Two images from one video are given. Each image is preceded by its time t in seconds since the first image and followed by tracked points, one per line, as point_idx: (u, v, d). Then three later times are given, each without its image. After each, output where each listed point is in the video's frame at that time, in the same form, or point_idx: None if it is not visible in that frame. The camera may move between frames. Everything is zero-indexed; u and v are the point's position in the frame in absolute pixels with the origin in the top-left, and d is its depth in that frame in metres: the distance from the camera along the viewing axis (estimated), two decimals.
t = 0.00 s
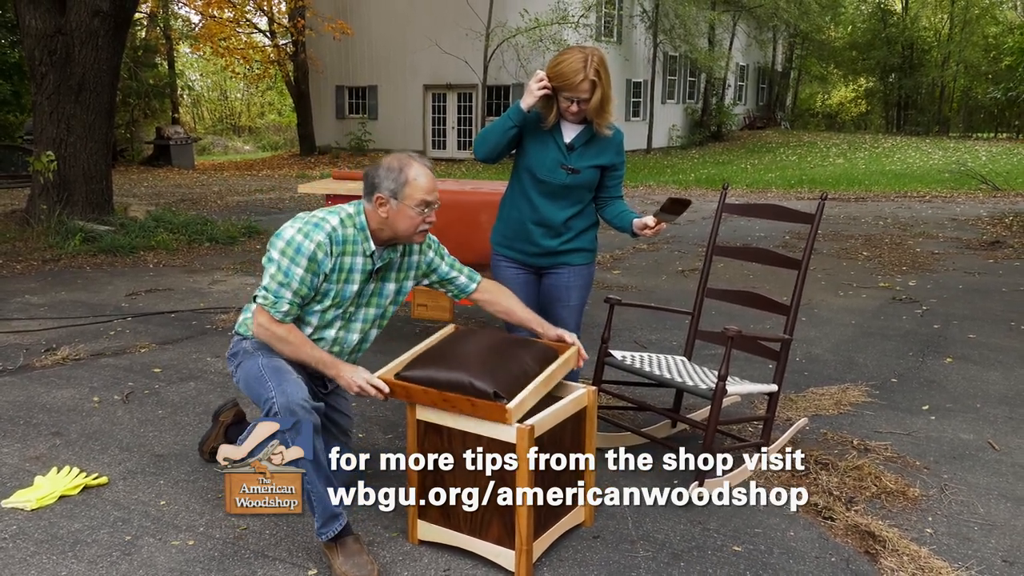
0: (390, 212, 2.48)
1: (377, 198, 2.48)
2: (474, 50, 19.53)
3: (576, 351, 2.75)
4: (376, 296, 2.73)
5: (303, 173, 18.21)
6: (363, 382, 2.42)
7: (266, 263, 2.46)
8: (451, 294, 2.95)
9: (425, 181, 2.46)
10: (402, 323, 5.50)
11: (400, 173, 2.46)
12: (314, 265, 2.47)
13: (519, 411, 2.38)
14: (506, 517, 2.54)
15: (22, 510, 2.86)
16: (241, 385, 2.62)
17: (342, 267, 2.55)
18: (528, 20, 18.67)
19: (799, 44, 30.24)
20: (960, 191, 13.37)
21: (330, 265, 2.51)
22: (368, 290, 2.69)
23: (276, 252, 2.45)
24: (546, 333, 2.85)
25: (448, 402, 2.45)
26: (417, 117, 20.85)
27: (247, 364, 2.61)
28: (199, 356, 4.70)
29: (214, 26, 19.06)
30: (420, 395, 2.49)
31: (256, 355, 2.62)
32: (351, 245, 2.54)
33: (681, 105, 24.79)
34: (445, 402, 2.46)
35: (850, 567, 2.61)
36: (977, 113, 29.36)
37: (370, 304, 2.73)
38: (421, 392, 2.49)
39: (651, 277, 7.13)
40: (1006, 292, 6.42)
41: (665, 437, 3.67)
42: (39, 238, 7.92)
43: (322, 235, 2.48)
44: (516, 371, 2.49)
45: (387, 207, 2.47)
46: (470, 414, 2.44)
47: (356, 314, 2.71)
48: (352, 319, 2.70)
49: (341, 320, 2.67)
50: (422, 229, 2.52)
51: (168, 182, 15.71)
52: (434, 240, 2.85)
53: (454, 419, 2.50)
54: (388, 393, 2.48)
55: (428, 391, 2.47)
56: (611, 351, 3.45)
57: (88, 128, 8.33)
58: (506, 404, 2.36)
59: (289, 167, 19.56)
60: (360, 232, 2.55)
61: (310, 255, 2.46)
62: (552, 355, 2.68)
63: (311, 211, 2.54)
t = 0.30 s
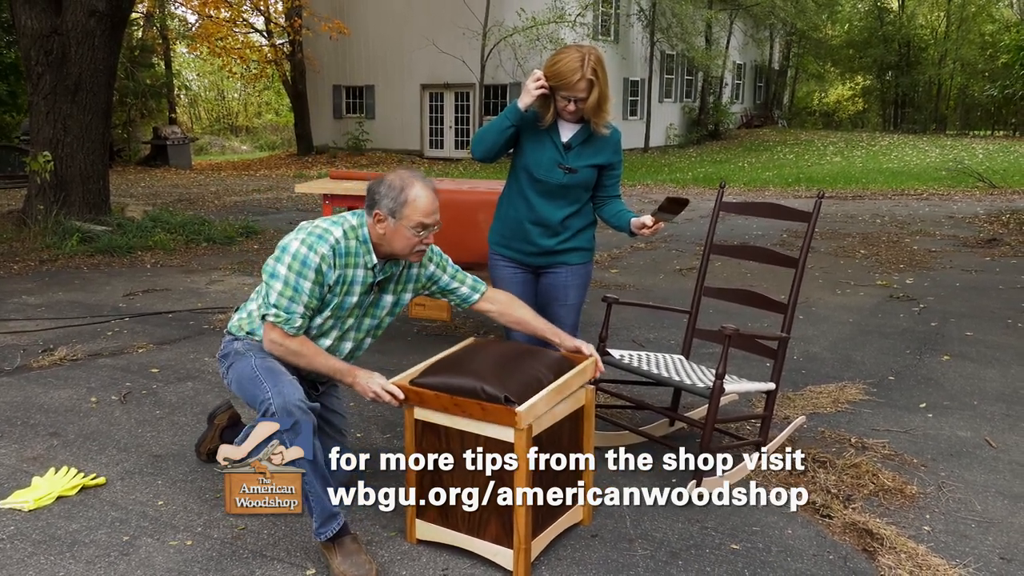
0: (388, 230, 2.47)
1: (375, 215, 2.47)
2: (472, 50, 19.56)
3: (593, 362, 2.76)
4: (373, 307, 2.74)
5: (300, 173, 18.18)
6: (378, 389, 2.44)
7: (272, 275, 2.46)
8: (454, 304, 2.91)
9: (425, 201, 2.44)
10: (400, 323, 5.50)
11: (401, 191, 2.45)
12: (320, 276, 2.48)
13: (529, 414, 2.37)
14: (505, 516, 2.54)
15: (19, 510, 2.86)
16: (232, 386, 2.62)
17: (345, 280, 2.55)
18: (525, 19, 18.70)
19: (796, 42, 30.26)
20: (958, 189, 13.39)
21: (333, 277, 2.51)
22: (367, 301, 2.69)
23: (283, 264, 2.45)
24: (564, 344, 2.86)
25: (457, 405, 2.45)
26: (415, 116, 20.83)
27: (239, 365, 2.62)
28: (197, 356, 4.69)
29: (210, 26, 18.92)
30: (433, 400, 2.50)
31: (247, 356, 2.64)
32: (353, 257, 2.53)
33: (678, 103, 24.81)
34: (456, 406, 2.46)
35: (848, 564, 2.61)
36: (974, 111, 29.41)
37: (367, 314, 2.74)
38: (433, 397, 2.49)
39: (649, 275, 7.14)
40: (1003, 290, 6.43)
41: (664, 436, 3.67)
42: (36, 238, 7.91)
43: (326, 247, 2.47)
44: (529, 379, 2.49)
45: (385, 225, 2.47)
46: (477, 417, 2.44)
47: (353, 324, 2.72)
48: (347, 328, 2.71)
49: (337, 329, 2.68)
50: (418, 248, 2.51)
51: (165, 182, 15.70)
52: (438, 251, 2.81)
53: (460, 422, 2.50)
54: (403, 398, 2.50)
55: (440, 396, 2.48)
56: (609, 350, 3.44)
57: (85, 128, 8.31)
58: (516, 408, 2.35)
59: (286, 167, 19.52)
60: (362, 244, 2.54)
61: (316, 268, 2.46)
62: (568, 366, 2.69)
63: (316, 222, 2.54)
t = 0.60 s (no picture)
0: (381, 241, 2.46)
1: (372, 225, 2.48)
2: (472, 49, 19.56)
3: (601, 373, 2.77)
4: (376, 314, 2.73)
5: (300, 172, 18.18)
6: (385, 389, 2.47)
7: (277, 280, 2.46)
8: (457, 311, 2.90)
9: (419, 215, 2.41)
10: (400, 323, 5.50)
11: (395, 203, 2.43)
12: (324, 283, 2.48)
13: (533, 416, 2.37)
14: (505, 515, 2.54)
15: (19, 510, 2.86)
16: (233, 384, 2.63)
17: (347, 287, 2.55)
18: (526, 19, 18.70)
19: (796, 41, 30.26)
20: (958, 189, 13.38)
21: (337, 283, 2.51)
22: (369, 308, 2.69)
23: (287, 269, 2.45)
24: (571, 351, 2.84)
25: (462, 407, 2.46)
26: (415, 116, 20.83)
27: (240, 364, 2.63)
28: (196, 356, 4.69)
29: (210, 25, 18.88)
30: (438, 401, 2.50)
31: (248, 355, 2.65)
32: (356, 264, 2.53)
33: (678, 103, 24.81)
34: (460, 406, 2.46)
35: (848, 564, 2.61)
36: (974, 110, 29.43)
37: (369, 321, 2.73)
38: (438, 398, 2.50)
39: (649, 275, 7.15)
40: (1003, 289, 6.43)
41: (663, 435, 3.67)
42: (36, 238, 7.91)
43: (330, 254, 2.47)
44: (535, 385, 2.50)
45: (379, 235, 2.46)
46: (481, 418, 2.44)
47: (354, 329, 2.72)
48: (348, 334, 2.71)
49: (340, 335, 2.68)
50: (410, 262, 2.48)
51: (165, 181, 15.68)
52: (442, 258, 2.80)
53: (463, 423, 2.50)
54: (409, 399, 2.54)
55: (445, 396, 2.48)
56: (609, 350, 3.45)
57: (85, 128, 8.31)
58: (521, 409, 2.35)
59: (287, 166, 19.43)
60: (365, 251, 2.53)
61: (320, 274, 2.46)
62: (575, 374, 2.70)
63: (320, 228, 2.54)
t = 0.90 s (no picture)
0: (391, 244, 2.46)
1: (381, 228, 2.47)
2: (473, 49, 19.56)
3: (604, 373, 2.77)
4: (380, 314, 2.74)
5: (302, 172, 18.18)
6: (387, 388, 2.47)
7: (280, 279, 2.47)
8: (461, 311, 2.90)
9: (429, 218, 2.42)
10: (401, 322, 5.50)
11: (404, 205, 2.43)
12: (327, 282, 2.48)
13: (539, 416, 2.38)
14: (505, 515, 2.54)
15: (20, 510, 2.86)
16: (238, 381, 2.63)
17: (351, 286, 2.55)
18: (526, 18, 18.71)
19: (797, 41, 30.23)
20: (959, 188, 13.38)
21: (341, 283, 2.51)
22: (374, 309, 2.69)
23: (290, 268, 2.46)
24: (575, 351, 2.84)
25: (467, 406, 2.46)
26: (415, 116, 20.83)
27: (245, 362, 2.62)
28: (197, 355, 4.69)
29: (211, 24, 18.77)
30: (442, 400, 2.50)
31: (254, 353, 2.65)
32: (360, 264, 2.53)
33: (679, 102, 24.82)
34: (465, 406, 2.46)
35: (849, 563, 2.61)
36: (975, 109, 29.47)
37: (374, 321, 2.73)
38: (443, 397, 2.50)
39: (649, 274, 7.15)
40: (1004, 288, 6.42)
41: (664, 435, 3.67)
42: (37, 237, 7.91)
43: (333, 253, 2.47)
44: (539, 384, 2.50)
45: (387, 236, 2.46)
46: (485, 418, 2.44)
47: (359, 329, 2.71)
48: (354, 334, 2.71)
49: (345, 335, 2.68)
50: (419, 263, 2.49)
51: (167, 181, 15.68)
52: (447, 259, 2.81)
53: (467, 423, 2.50)
54: (413, 398, 2.54)
55: (450, 396, 2.48)
56: (610, 349, 3.44)
57: (85, 127, 8.31)
58: (526, 410, 2.35)
59: (288, 166, 19.41)
60: (369, 252, 2.53)
61: (323, 273, 2.46)
62: (579, 374, 2.70)
63: (324, 227, 2.54)
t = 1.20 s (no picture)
0: (412, 248, 2.45)
1: (400, 234, 2.43)
2: (473, 49, 19.57)
3: (603, 375, 2.77)
4: (380, 312, 2.73)
5: (301, 172, 18.19)
6: (385, 390, 2.46)
7: (280, 278, 2.47)
8: (459, 310, 2.90)
9: (450, 220, 2.44)
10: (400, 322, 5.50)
11: (429, 210, 2.42)
12: (327, 282, 2.48)
13: (540, 417, 2.38)
14: (506, 515, 2.54)
15: (21, 510, 2.86)
16: (240, 380, 2.63)
17: (352, 286, 2.55)
18: (525, 18, 18.72)
19: (796, 40, 30.23)
20: (959, 186, 13.38)
21: (340, 284, 2.51)
22: (374, 307, 2.69)
23: (290, 268, 2.46)
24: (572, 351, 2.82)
25: (468, 408, 2.46)
26: (415, 115, 20.83)
27: (247, 361, 2.63)
28: (197, 356, 4.70)
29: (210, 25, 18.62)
30: (443, 401, 2.51)
31: (255, 352, 2.65)
32: (361, 264, 2.53)
33: (678, 101, 24.82)
34: (466, 407, 2.47)
35: (849, 561, 2.61)
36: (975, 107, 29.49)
37: (374, 319, 2.73)
38: (444, 398, 2.50)
39: (649, 273, 7.15)
40: (1004, 286, 6.42)
41: (664, 434, 3.66)
42: (37, 238, 7.92)
43: (333, 253, 2.47)
44: (539, 385, 2.50)
45: (409, 243, 2.44)
46: (486, 420, 2.44)
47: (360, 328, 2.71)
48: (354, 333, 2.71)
49: (345, 333, 2.68)
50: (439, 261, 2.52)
51: (166, 182, 15.68)
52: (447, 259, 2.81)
53: (468, 424, 2.50)
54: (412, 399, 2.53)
55: (450, 397, 2.49)
56: (609, 348, 3.44)
57: (85, 128, 8.31)
58: (527, 411, 2.36)
59: (287, 166, 19.42)
60: (371, 251, 2.53)
61: (323, 273, 2.46)
62: (578, 375, 2.71)
63: (324, 226, 2.54)
